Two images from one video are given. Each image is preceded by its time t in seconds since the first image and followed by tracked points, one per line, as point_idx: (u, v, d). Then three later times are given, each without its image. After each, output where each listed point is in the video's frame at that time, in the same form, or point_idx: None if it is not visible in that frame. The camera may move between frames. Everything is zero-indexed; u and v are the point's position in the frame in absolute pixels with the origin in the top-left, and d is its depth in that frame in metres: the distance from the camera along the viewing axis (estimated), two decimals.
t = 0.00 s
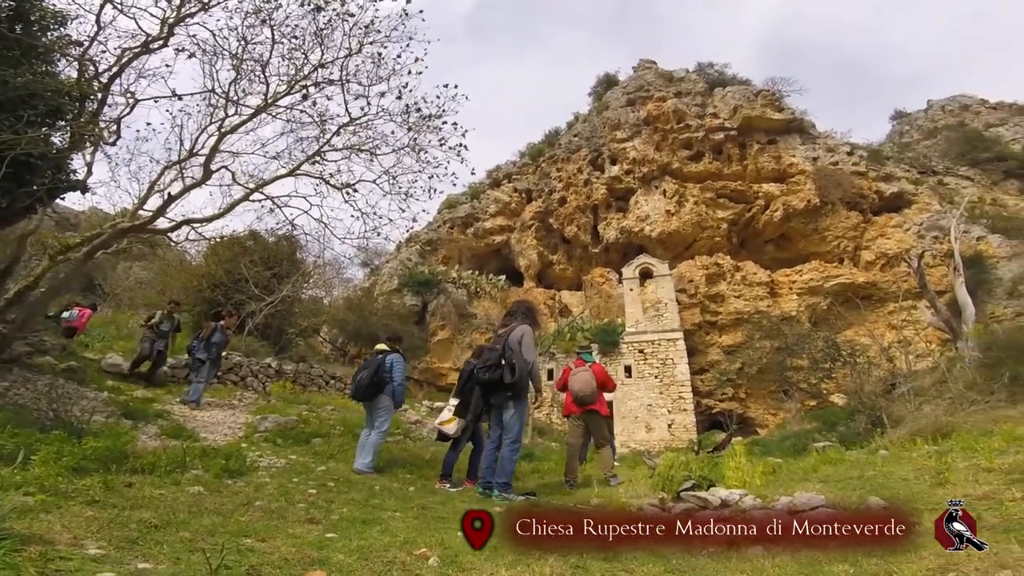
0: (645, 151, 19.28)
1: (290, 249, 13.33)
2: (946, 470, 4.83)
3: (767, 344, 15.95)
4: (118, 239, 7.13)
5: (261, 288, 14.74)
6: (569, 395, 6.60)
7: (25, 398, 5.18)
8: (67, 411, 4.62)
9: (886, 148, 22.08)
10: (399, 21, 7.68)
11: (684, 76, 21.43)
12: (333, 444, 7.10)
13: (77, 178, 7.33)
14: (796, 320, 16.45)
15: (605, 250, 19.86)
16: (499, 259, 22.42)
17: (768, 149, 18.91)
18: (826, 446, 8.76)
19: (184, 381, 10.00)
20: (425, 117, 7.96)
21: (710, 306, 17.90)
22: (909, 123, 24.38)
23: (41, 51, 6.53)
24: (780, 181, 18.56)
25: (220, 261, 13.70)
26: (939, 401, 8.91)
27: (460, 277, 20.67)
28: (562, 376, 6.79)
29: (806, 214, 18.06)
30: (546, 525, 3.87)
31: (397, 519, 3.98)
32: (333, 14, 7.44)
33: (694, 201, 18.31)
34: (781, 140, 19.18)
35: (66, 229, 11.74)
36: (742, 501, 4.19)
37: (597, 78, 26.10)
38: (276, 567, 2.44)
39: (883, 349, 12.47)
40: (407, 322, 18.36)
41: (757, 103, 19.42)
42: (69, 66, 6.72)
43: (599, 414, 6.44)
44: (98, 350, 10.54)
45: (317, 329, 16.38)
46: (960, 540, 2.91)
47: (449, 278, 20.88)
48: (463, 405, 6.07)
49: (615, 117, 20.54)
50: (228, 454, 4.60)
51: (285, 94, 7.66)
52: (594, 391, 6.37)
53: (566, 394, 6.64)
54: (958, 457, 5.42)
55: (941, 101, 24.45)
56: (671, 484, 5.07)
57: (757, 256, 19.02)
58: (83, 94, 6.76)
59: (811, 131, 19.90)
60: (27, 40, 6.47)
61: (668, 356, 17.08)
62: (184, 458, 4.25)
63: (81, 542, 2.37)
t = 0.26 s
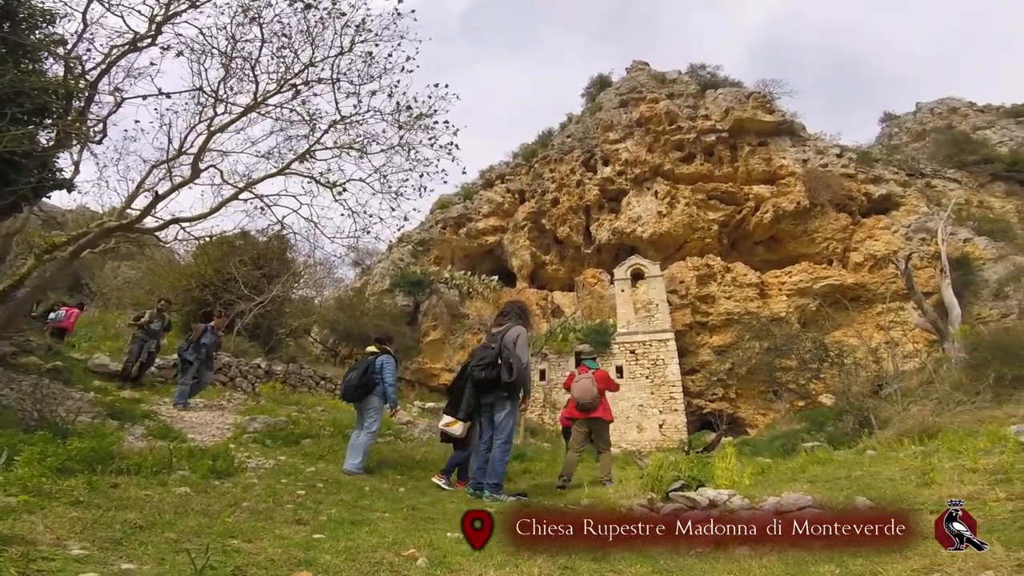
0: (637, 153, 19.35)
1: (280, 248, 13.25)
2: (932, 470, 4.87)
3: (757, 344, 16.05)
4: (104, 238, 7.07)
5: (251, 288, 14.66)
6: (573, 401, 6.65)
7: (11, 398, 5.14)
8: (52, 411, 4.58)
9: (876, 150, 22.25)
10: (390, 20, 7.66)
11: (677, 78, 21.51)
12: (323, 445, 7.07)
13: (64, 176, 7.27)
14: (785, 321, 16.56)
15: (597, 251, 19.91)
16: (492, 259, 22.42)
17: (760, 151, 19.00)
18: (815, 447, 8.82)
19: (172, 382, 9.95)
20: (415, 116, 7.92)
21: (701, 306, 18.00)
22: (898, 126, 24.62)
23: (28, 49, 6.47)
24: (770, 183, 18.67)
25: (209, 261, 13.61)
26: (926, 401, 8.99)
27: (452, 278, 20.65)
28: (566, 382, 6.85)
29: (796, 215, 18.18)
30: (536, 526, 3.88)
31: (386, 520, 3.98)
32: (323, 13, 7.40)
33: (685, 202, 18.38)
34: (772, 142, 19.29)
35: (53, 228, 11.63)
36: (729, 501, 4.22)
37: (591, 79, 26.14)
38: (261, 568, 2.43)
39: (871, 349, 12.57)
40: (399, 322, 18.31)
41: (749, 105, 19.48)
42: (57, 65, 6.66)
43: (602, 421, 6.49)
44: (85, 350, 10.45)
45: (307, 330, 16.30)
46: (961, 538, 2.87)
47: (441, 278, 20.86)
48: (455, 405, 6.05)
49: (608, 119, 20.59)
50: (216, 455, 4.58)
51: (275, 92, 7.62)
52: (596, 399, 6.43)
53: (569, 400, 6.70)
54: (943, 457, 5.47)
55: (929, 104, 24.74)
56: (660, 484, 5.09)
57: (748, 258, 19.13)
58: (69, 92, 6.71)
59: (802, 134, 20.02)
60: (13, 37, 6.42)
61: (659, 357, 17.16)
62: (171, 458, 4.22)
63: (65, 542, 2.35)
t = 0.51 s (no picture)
0: (632, 153, 19.38)
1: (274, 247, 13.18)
2: (921, 470, 4.91)
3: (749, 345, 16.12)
4: (95, 236, 7.02)
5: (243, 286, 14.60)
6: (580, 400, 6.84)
7: None
8: (40, 410, 4.55)
9: (868, 151, 22.37)
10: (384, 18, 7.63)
11: (672, 78, 21.56)
12: (315, 444, 7.05)
13: (55, 174, 7.21)
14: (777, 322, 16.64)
15: (591, 251, 19.94)
16: (486, 259, 22.41)
17: (753, 152, 19.06)
18: (805, 446, 8.87)
19: (163, 380, 9.91)
20: (409, 113, 7.90)
21: (694, 306, 18.06)
22: (891, 127, 24.79)
23: (18, 45, 6.42)
24: (764, 184, 18.74)
25: (201, 259, 13.53)
26: (915, 401, 9.06)
27: (447, 277, 20.63)
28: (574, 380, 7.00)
29: (789, 216, 18.27)
30: (528, 526, 3.89)
31: (377, 519, 3.98)
32: (317, 10, 7.37)
33: (679, 203, 18.43)
34: (765, 143, 19.36)
35: (43, 225, 11.54)
36: (719, 501, 4.24)
37: (586, 79, 26.16)
38: (250, 567, 2.41)
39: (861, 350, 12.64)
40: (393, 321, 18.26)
41: (743, 106, 19.51)
42: (47, 61, 6.60)
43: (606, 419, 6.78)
44: (75, 349, 10.37)
45: (300, 328, 16.23)
46: (961, 537, 2.84)
47: (435, 277, 20.83)
48: (449, 404, 6.05)
49: (603, 118, 20.61)
50: (206, 454, 4.56)
51: (268, 90, 7.58)
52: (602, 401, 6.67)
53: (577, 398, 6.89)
54: (932, 457, 5.51)
55: (921, 105, 24.94)
56: (651, 484, 5.10)
57: (740, 258, 19.20)
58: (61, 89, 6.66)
59: (796, 135, 20.10)
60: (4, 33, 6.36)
61: (652, 357, 17.22)
62: (160, 457, 4.20)
63: (50, 541, 2.34)
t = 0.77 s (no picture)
0: (621, 153, 19.44)
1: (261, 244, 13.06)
2: (901, 470, 4.96)
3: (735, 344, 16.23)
4: (77, 232, 6.92)
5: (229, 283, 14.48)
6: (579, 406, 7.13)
7: None
8: (18, 408, 4.49)
9: (855, 153, 22.59)
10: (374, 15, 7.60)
11: (663, 79, 21.63)
12: (301, 442, 7.02)
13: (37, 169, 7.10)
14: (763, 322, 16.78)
15: (581, 250, 19.99)
16: (475, 257, 22.39)
17: (742, 153, 19.17)
18: (789, 445, 8.96)
19: (147, 377, 9.80)
20: (398, 111, 7.88)
21: (681, 306, 18.17)
22: (877, 130, 25.06)
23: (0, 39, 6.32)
24: (752, 185, 18.86)
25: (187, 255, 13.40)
26: (898, 401, 9.18)
27: (436, 275, 20.58)
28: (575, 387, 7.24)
29: (775, 217, 18.41)
30: (512, 526, 3.89)
31: (361, 517, 3.97)
32: (306, 6, 7.32)
33: (668, 203, 18.51)
34: (754, 144, 19.49)
35: (24, 220, 11.36)
36: (702, 499, 4.28)
37: (578, 78, 26.19)
38: (229, 565, 2.39)
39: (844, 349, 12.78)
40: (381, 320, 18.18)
41: (732, 107, 19.62)
42: (30, 55, 6.50)
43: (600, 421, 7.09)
44: (56, 346, 10.23)
45: (287, 326, 16.11)
46: (961, 537, 2.79)
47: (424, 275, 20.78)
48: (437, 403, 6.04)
49: (594, 118, 20.65)
50: (188, 452, 4.52)
51: (256, 86, 7.51)
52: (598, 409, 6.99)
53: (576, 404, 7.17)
54: (912, 456, 5.59)
55: (908, 108, 25.25)
56: (636, 483, 5.12)
57: (728, 258, 19.33)
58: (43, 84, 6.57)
59: (784, 136, 20.25)
60: None
61: (640, 355, 17.31)
62: (141, 455, 4.17)
63: (26, 538, 2.30)
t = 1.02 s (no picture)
0: (613, 153, 19.48)
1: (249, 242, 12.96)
2: (884, 470, 5.01)
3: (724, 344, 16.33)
4: (61, 229, 6.83)
5: (216, 282, 14.37)
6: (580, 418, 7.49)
7: None
8: None
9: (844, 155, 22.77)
10: (366, 14, 7.56)
11: (655, 80, 21.69)
12: (288, 442, 6.98)
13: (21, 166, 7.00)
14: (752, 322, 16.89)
15: (572, 250, 20.02)
16: (467, 256, 22.36)
17: (732, 154, 19.26)
18: (775, 445, 9.02)
19: (132, 375, 9.71)
20: (389, 110, 7.84)
21: (671, 306, 18.25)
22: (866, 132, 25.29)
23: None
24: (741, 186, 18.96)
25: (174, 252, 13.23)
26: (883, 401, 9.28)
27: (427, 274, 20.53)
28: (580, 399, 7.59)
29: (764, 218, 18.53)
30: (502, 526, 3.92)
31: (349, 517, 3.96)
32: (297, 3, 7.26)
33: (659, 203, 18.57)
34: (744, 146, 19.59)
35: (8, 216, 11.21)
36: (689, 499, 4.29)
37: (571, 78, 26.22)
38: (211, 564, 2.37)
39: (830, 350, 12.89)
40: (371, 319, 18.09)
41: (723, 108, 19.71)
42: (15, 50, 6.41)
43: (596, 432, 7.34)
44: (40, 345, 10.10)
45: (275, 325, 15.99)
46: (960, 538, 2.74)
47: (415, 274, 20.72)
48: (426, 402, 6.02)
49: (587, 118, 20.67)
50: (173, 451, 4.48)
51: (245, 84, 7.45)
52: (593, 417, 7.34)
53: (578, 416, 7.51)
54: (896, 456, 5.65)
55: (896, 111, 25.51)
56: (623, 482, 5.14)
57: (717, 259, 19.43)
58: (29, 80, 6.50)
59: (774, 138, 20.38)
60: None
61: (630, 355, 17.37)
62: (125, 454, 4.13)
63: (5, 537, 2.27)
